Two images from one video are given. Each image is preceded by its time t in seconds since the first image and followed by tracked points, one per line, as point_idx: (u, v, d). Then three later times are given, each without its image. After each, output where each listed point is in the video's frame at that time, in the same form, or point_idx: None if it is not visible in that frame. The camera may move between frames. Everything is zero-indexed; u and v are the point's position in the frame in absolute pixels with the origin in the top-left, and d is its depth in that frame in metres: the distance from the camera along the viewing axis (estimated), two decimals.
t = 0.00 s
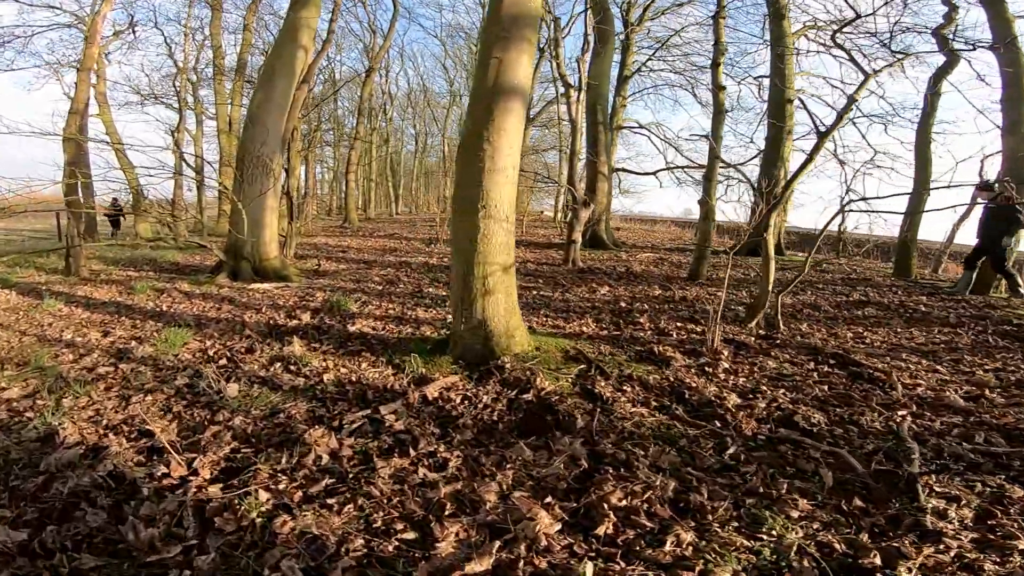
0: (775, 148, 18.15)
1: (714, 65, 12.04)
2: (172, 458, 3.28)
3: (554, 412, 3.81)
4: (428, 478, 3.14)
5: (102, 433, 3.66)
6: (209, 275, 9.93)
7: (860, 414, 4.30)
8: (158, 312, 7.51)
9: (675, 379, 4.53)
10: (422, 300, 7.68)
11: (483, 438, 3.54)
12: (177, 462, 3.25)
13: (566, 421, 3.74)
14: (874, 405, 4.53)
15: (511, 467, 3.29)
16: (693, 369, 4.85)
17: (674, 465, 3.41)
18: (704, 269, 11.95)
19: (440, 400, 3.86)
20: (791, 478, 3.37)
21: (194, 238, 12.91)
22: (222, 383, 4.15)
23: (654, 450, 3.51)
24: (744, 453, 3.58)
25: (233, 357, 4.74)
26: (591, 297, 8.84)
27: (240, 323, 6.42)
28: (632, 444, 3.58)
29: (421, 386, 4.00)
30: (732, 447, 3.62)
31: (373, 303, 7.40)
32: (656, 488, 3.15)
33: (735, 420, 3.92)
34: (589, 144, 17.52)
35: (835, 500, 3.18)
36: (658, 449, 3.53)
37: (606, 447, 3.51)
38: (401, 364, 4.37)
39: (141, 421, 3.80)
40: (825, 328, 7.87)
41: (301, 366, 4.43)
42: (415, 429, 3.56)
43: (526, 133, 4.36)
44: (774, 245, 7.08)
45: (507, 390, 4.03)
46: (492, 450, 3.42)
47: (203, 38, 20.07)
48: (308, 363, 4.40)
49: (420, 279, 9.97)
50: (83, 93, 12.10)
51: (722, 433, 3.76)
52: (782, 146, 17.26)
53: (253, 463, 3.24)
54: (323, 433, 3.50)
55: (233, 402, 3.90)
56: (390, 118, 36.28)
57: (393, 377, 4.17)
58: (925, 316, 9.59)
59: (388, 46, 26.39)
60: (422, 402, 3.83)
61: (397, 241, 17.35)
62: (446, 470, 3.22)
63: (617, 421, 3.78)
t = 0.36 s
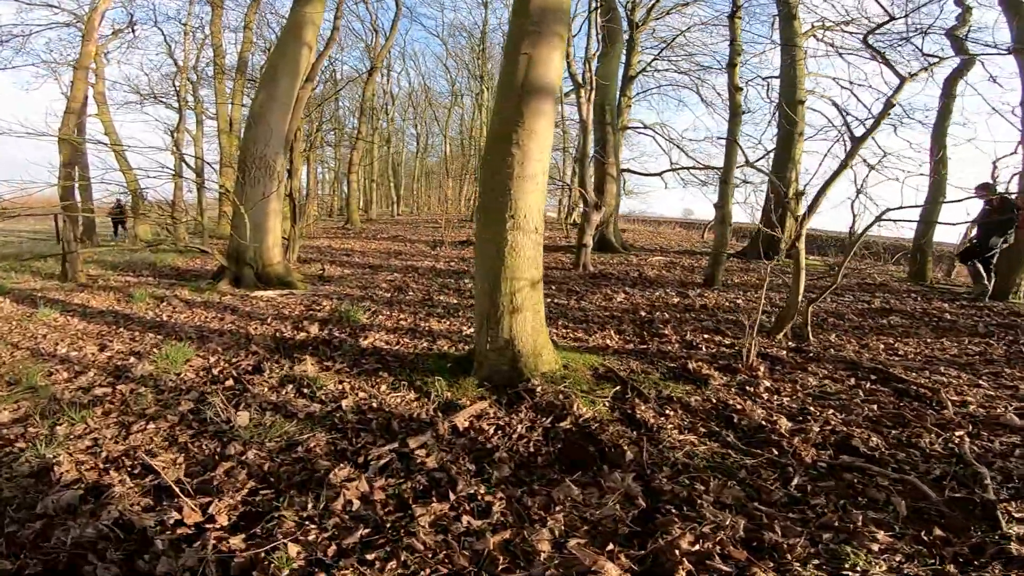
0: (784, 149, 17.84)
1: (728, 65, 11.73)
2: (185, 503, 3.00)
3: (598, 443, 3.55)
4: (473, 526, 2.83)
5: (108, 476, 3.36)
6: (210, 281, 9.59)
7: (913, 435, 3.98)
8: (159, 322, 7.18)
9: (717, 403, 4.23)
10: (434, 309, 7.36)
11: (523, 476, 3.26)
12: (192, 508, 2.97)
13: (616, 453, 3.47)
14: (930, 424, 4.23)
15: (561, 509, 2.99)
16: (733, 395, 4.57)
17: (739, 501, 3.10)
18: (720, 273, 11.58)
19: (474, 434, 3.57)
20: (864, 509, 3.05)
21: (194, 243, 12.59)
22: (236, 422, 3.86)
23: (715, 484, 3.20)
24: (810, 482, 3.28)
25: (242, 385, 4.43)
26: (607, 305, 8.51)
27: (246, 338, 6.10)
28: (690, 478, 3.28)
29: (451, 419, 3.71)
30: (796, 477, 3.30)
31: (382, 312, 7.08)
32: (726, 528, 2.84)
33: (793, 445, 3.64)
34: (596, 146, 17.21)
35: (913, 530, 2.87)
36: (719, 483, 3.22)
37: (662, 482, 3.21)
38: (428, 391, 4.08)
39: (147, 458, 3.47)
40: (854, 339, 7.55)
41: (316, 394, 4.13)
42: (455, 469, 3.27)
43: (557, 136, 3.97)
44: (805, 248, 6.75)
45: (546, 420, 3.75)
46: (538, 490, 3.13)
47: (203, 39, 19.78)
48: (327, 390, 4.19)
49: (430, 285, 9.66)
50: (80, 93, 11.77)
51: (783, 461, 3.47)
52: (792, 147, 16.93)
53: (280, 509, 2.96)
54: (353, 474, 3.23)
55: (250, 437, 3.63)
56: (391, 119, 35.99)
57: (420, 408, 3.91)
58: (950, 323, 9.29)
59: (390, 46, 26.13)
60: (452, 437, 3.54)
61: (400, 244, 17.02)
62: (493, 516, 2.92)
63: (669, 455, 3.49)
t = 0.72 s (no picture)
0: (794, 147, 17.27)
1: (744, 59, 11.35)
2: (166, 540, 2.60)
3: (644, 462, 3.20)
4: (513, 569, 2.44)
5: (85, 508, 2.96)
6: (206, 281, 9.19)
7: (985, 445, 3.60)
8: (149, 325, 6.77)
9: (764, 412, 3.98)
10: (442, 309, 6.95)
11: (562, 504, 2.90)
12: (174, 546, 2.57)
13: (669, 473, 3.11)
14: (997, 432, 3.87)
15: (614, 544, 2.61)
16: (777, 404, 4.26)
17: (819, 523, 2.75)
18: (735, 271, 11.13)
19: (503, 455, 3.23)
20: (957, 526, 2.70)
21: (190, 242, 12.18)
22: (231, 440, 3.47)
23: (786, 505, 2.86)
24: (889, 500, 2.96)
25: (238, 396, 4.04)
26: (622, 305, 8.11)
27: (242, 340, 5.70)
28: (756, 500, 2.92)
29: (473, 437, 3.36)
30: (875, 494, 3.00)
31: (388, 312, 6.69)
32: (811, 555, 2.47)
33: (862, 459, 3.38)
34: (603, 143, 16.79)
35: (1015, 546, 2.52)
36: (792, 503, 2.86)
37: (725, 505, 2.84)
38: (447, 403, 3.73)
39: (132, 485, 3.09)
40: (885, 341, 7.17)
41: (317, 406, 3.80)
42: (482, 497, 2.90)
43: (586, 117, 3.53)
44: (839, 246, 6.30)
45: (582, 436, 3.39)
46: (582, 521, 2.76)
47: (202, 36, 19.40)
48: (334, 405, 3.83)
49: (436, 283, 9.27)
50: (72, 87, 11.37)
51: (854, 476, 3.18)
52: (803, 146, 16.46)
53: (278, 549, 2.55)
54: (363, 506, 2.83)
55: (244, 460, 3.26)
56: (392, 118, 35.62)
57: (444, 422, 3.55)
58: (981, 322, 8.90)
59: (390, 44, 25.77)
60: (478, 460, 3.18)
61: (402, 243, 16.63)
62: (536, 555, 2.53)
63: (725, 475, 3.13)
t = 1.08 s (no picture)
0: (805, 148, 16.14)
1: (760, 52, 10.85)
2: None
3: (700, 507, 2.80)
4: None
5: (31, 568, 2.49)
6: (195, 285, 8.70)
7: None
8: (130, 333, 6.27)
9: (823, 438, 3.67)
10: (447, 317, 6.47)
11: (607, 563, 2.46)
12: None
13: (734, 520, 2.73)
14: None
15: None
16: (834, 427, 3.91)
17: (922, 572, 2.44)
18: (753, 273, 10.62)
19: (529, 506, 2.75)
20: None
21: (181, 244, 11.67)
22: (201, 482, 3.05)
23: (877, 549, 2.61)
24: (993, 537, 2.63)
25: (211, 429, 3.59)
26: (635, 310, 7.64)
27: (226, 353, 5.25)
28: (843, 547, 2.64)
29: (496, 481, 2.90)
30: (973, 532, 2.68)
31: (388, 319, 6.23)
32: None
33: (948, 491, 3.06)
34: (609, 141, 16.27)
35: None
36: (885, 551, 2.58)
37: (809, 558, 2.50)
38: (459, 436, 3.28)
39: (80, 540, 2.66)
40: (921, 349, 6.72)
41: (307, 438, 3.36)
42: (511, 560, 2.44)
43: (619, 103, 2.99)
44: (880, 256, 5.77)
45: (621, 476, 2.99)
46: None
47: (197, 32, 18.87)
48: (326, 437, 3.38)
49: (439, 286, 8.84)
50: (56, 82, 10.86)
51: (944, 512, 2.87)
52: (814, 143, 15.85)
53: None
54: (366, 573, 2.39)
55: (218, 508, 2.84)
56: (392, 117, 35.07)
57: (459, 459, 3.13)
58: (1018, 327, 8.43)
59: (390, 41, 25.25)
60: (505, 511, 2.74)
61: (402, 243, 16.14)
62: None
63: (799, 519, 2.84)
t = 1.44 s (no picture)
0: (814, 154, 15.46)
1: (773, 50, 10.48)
2: None
3: (755, 560, 2.42)
4: None
5: None
6: (186, 293, 8.31)
7: None
8: (113, 349, 5.89)
9: (876, 472, 3.26)
10: (452, 329, 6.08)
11: None
12: None
13: None
14: None
15: None
16: (885, 458, 3.50)
17: None
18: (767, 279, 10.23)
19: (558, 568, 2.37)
20: None
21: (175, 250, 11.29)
22: (180, 538, 2.66)
23: None
24: None
25: (194, 468, 3.20)
26: (649, 321, 7.24)
27: (213, 374, 4.87)
28: None
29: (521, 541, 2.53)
30: None
31: (388, 333, 5.81)
32: None
33: None
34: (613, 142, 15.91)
35: None
36: None
37: None
38: (475, 481, 2.91)
39: None
40: (956, 363, 6.31)
41: (303, 487, 2.97)
42: None
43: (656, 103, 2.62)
44: (916, 268, 5.37)
45: (660, 528, 2.62)
46: None
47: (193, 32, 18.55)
48: (322, 482, 3.00)
49: (441, 292, 8.43)
50: (44, 82, 10.51)
51: None
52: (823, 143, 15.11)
53: None
54: None
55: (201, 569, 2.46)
56: (393, 118, 34.71)
57: (474, 510, 2.76)
58: None
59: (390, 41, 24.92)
60: None
61: (403, 246, 15.73)
62: None
63: (866, 569, 2.44)
